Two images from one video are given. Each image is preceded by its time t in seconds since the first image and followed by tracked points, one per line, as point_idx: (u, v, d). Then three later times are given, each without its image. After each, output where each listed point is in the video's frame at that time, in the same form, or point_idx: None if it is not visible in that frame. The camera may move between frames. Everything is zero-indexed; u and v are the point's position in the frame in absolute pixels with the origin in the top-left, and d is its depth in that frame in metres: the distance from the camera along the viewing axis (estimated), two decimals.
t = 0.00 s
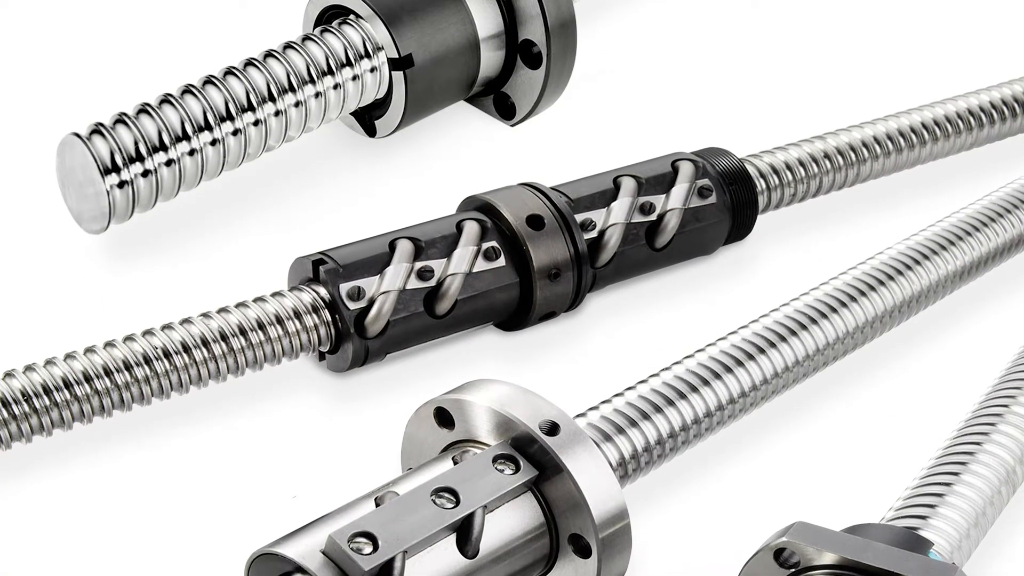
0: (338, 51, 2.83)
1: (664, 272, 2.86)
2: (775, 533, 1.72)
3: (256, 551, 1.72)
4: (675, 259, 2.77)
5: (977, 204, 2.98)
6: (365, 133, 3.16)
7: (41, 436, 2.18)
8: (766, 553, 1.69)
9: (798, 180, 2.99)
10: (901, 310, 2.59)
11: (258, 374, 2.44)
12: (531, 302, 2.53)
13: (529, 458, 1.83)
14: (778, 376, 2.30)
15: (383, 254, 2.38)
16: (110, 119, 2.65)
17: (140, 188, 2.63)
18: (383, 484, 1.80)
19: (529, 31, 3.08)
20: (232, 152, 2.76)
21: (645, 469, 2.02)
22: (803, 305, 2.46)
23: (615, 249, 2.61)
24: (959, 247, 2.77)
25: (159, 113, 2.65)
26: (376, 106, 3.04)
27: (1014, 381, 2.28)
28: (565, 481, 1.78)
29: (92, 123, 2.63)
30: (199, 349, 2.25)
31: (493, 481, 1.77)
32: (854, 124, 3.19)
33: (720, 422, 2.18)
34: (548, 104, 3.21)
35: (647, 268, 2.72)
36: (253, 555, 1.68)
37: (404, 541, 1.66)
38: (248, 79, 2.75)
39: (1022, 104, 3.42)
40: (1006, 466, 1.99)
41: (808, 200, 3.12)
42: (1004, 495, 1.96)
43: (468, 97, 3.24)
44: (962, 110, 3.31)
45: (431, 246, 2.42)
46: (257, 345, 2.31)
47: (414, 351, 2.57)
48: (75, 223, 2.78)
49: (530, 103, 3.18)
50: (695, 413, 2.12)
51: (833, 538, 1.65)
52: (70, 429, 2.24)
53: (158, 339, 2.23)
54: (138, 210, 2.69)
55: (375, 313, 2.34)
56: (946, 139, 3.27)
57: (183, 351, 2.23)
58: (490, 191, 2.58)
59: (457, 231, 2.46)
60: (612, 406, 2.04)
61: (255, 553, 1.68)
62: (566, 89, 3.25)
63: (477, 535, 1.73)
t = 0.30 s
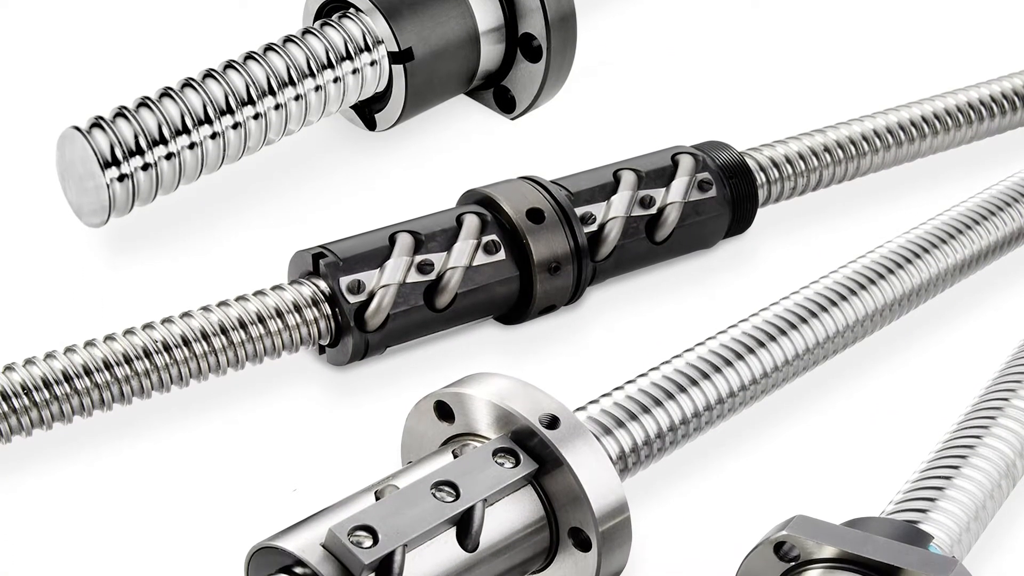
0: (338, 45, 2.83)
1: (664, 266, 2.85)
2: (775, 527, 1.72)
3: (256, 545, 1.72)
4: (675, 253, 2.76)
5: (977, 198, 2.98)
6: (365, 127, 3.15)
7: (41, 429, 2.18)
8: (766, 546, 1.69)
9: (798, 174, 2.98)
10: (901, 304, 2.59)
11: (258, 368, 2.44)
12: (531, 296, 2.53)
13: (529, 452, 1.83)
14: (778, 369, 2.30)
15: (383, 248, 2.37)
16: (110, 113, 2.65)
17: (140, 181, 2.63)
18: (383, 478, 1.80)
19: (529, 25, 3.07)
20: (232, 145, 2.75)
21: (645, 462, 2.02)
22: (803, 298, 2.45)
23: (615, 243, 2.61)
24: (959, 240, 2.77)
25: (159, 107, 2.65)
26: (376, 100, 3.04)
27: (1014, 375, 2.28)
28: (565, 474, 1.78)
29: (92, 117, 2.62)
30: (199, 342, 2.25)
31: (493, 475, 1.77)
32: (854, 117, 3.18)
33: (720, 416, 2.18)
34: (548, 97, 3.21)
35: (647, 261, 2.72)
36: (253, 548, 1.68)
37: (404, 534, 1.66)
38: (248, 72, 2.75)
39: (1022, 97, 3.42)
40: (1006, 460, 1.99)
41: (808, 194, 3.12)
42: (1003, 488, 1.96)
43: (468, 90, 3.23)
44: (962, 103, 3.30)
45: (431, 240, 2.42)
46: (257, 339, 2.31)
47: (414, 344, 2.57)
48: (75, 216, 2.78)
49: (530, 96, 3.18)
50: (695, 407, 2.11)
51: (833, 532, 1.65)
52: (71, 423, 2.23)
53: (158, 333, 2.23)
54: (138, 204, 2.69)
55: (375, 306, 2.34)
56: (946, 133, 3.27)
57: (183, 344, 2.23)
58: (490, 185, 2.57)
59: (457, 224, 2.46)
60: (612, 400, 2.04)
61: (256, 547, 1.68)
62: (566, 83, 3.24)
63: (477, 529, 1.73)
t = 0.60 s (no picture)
0: (338, 38, 2.82)
1: (664, 260, 2.85)
2: (775, 520, 1.72)
3: (256, 539, 1.72)
4: (675, 246, 2.76)
5: (977, 191, 2.98)
6: (365, 120, 3.15)
7: (41, 423, 2.18)
8: (766, 540, 1.69)
9: (798, 167, 2.98)
10: (901, 297, 2.59)
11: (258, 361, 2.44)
12: (531, 289, 2.53)
13: (529, 445, 1.83)
14: (778, 363, 2.30)
15: (383, 241, 2.37)
16: (110, 106, 2.65)
17: (140, 175, 2.62)
18: (383, 472, 1.79)
19: (529, 18, 3.07)
20: (232, 139, 2.75)
21: (645, 456, 2.02)
22: (803, 292, 2.45)
23: (615, 236, 2.60)
24: (959, 233, 2.76)
25: (159, 100, 2.64)
26: (376, 93, 3.03)
27: (1014, 368, 2.28)
28: (565, 468, 1.78)
29: (92, 110, 2.62)
30: (199, 336, 2.25)
31: (493, 468, 1.77)
32: (854, 111, 3.18)
33: (720, 409, 2.18)
34: (549, 91, 3.21)
35: (647, 255, 2.71)
36: (254, 542, 1.68)
37: (404, 528, 1.66)
38: (248, 66, 2.74)
39: (1023, 90, 3.41)
40: (1006, 453, 1.98)
41: (808, 187, 3.12)
42: (1003, 482, 1.96)
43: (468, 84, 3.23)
44: (962, 97, 3.30)
45: (431, 233, 2.41)
46: (257, 333, 2.30)
47: (414, 338, 2.57)
48: (75, 210, 2.78)
49: (530, 90, 3.18)
50: (695, 400, 2.11)
51: (833, 525, 1.65)
52: (71, 416, 2.23)
53: (158, 326, 2.23)
54: (138, 197, 2.68)
55: (375, 300, 2.34)
56: (946, 126, 3.26)
57: (183, 338, 2.23)
58: (490, 178, 2.57)
59: (457, 218, 2.46)
60: (612, 394, 2.04)
61: (256, 540, 1.68)
62: (566, 76, 3.24)
63: (477, 522, 1.73)
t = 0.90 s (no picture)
0: (338, 31, 2.82)
1: (664, 253, 2.85)
2: (775, 514, 1.72)
3: (256, 532, 1.72)
4: (675, 240, 2.76)
5: (977, 185, 2.97)
6: (365, 114, 3.15)
7: (42, 417, 2.18)
8: (766, 533, 1.69)
9: (798, 161, 2.98)
10: (901, 291, 2.59)
11: (258, 354, 2.44)
12: (531, 283, 2.53)
13: (529, 439, 1.83)
14: (778, 356, 2.30)
15: (383, 234, 2.37)
16: (110, 100, 2.64)
17: (140, 168, 2.62)
18: (383, 465, 1.79)
19: (529, 12, 3.06)
20: (232, 132, 2.75)
21: (645, 449, 2.02)
22: (803, 286, 2.45)
23: (615, 230, 2.60)
24: (959, 227, 2.76)
25: (159, 94, 2.64)
26: (376, 87, 3.03)
27: (1014, 361, 2.28)
28: (565, 461, 1.78)
29: (92, 104, 2.61)
30: (199, 329, 2.25)
31: (493, 462, 1.77)
32: (854, 104, 3.17)
33: (720, 402, 2.18)
34: (549, 84, 3.20)
35: (647, 248, 2.71)
36: (254, 536, 1.68)
37: (404, 522, 1.66)
38: (248, 59, 2.74)
39: (1023, 84, 3.41)
40: (1006, 447, 1.98)
41: (808, 181, 3.11)
42: (1003, 476, 1.96)
43: (468, 77, 3.22)
44: (963, 90, 3.29)
45: (431, 227, 2.41)
46: (257, 326, 2.30)
47: (414, 331, 2.57)
48: (75, 203, 2.77)
49: (530, 83, 3.17)
50: (695, 393, 2.11)
51: (833, 519, 1.65)
52: (71, 410, 2.23)
53: (158, 320, 2.23)
54: (138, 190, 2.68)
55: (375, 293, 2.34)
56: (946, 120, 3.26)
57: (183, 331, 2.23)
58: (490, 172, 2.57)
59: (457, 211, 2.46)
60: (612, 387, 2.04)
61: (256, 534, 1.68)
62: (566, 70, 3.23)
63: (477, 516, 1.73)
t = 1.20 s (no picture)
0: (338, 25, 2.81)
1: (664, 247, 2.85)
2: (775, 507, 1.72)
3: (256, 526, 1.72)
4: (675, 233, 2.76)
5: (977, 178, 2.97)
6: (365, 107, 3.14)
7: (42, 410, 2.18)
8: (766, 527, 1.69)
9: (798, 154, 2.97)
10: (901, 284, 2.59)
11: (258, 348, 2.44)
12: (531, 276, 2.52)
13: (529, 432, 1.83)
14: (778, 349, 2.30)
15: (383, 228, 2.37)
16: (110, 93, 2.64)
17: (140, 161, 2.62)
18: (383, 459, 1.79)
19: (529, 5, 3.06)
20: (232, 126, 2.74)
21: (645, 443, 2.02)
22: (803, 279, 2.45)
23: (615, 224, 2.60)
24: (959, 220, 2.76)
25: (159, 87, 2.63)
26: (376, 80, 3.02)
27: (1015, 354, 2.28)
28: (565, 455, 1.78)
29: (91, 97, 2.61)
30: (199, 323, 2.24)
31: (493, 455, 1.77)
32: (854, 98, 3.17)
33: (720, 396, 2.18)
34: (549, 78, 3.20)
35: (647, 242, 2.71)
36: (254, 529, 1.68)
37: (404, 515, 1.66)
38: (248, 53, 2.73)
39: (1023, 77, 3.40)
40: (1006, 440, 1.98)
41: (808, 174, 3.11)
42: (1003, 469, 1.96)
43: (468, 71, 3.22)
44: (963, 84, 3.29)
45: (431, 220, 2.41)
46: (257, 320, 2.30)
47: (415, 325, 2.57)
48: (75, 197, 2.77)
49: (530, 77, 3.17)
50: (695, 387, 2.11)
51: (833, 513, 1.65)
52: (71, 403, 2.23)
53: (158, 313, 2.23)
54: (138, 184, 2.68)
55: (375, 287, 2.33)
56: (946, 114, 3.25)
57: (183, 325, 2.23)
58: (490, 165, 2.57)
59: (457, 205, 2.46)
60: (612, 380, 2.04)
61: (256, 527, 1.68)
62: (566, 63, 3.23)
63: (477, 509, 1.73)
